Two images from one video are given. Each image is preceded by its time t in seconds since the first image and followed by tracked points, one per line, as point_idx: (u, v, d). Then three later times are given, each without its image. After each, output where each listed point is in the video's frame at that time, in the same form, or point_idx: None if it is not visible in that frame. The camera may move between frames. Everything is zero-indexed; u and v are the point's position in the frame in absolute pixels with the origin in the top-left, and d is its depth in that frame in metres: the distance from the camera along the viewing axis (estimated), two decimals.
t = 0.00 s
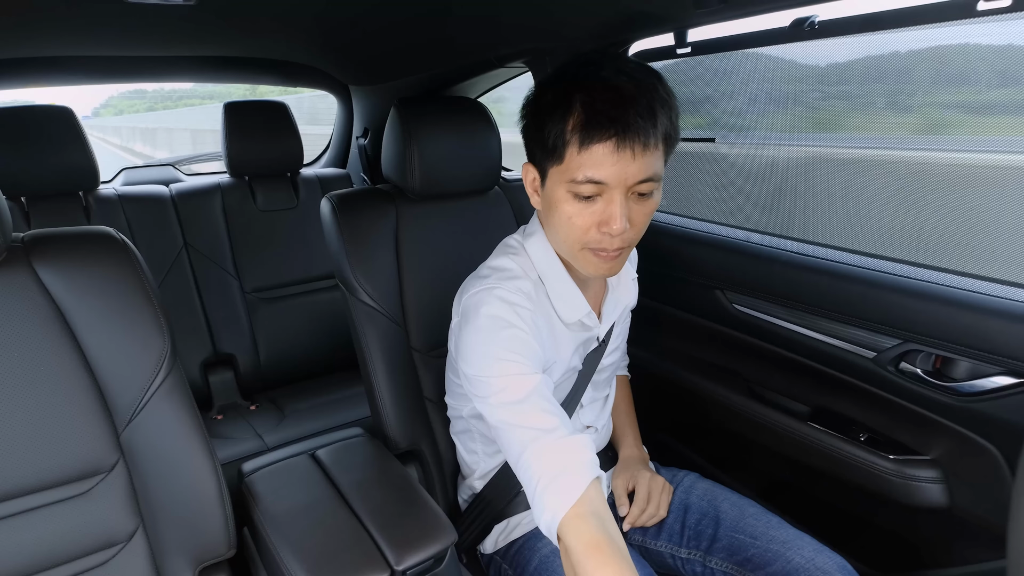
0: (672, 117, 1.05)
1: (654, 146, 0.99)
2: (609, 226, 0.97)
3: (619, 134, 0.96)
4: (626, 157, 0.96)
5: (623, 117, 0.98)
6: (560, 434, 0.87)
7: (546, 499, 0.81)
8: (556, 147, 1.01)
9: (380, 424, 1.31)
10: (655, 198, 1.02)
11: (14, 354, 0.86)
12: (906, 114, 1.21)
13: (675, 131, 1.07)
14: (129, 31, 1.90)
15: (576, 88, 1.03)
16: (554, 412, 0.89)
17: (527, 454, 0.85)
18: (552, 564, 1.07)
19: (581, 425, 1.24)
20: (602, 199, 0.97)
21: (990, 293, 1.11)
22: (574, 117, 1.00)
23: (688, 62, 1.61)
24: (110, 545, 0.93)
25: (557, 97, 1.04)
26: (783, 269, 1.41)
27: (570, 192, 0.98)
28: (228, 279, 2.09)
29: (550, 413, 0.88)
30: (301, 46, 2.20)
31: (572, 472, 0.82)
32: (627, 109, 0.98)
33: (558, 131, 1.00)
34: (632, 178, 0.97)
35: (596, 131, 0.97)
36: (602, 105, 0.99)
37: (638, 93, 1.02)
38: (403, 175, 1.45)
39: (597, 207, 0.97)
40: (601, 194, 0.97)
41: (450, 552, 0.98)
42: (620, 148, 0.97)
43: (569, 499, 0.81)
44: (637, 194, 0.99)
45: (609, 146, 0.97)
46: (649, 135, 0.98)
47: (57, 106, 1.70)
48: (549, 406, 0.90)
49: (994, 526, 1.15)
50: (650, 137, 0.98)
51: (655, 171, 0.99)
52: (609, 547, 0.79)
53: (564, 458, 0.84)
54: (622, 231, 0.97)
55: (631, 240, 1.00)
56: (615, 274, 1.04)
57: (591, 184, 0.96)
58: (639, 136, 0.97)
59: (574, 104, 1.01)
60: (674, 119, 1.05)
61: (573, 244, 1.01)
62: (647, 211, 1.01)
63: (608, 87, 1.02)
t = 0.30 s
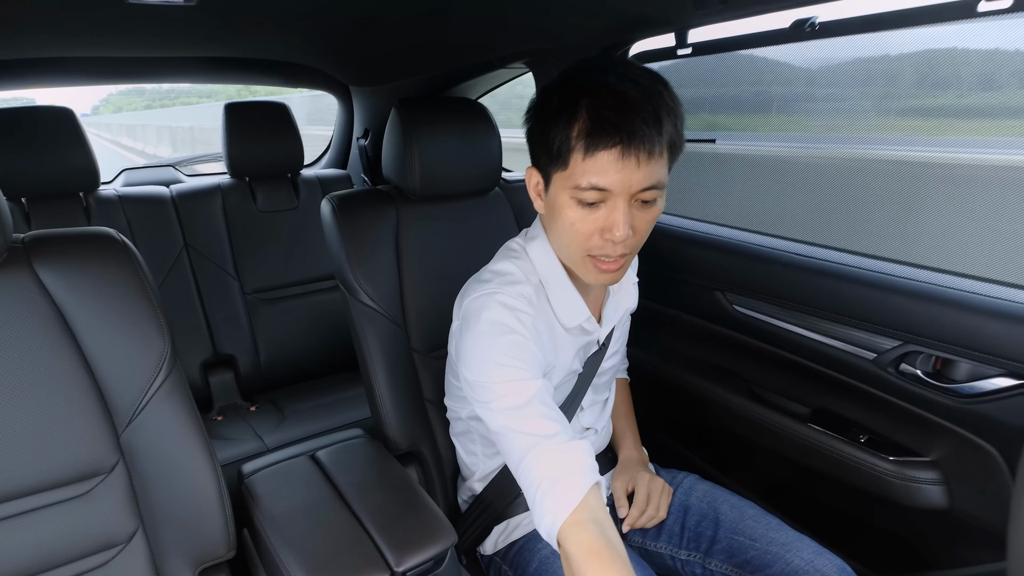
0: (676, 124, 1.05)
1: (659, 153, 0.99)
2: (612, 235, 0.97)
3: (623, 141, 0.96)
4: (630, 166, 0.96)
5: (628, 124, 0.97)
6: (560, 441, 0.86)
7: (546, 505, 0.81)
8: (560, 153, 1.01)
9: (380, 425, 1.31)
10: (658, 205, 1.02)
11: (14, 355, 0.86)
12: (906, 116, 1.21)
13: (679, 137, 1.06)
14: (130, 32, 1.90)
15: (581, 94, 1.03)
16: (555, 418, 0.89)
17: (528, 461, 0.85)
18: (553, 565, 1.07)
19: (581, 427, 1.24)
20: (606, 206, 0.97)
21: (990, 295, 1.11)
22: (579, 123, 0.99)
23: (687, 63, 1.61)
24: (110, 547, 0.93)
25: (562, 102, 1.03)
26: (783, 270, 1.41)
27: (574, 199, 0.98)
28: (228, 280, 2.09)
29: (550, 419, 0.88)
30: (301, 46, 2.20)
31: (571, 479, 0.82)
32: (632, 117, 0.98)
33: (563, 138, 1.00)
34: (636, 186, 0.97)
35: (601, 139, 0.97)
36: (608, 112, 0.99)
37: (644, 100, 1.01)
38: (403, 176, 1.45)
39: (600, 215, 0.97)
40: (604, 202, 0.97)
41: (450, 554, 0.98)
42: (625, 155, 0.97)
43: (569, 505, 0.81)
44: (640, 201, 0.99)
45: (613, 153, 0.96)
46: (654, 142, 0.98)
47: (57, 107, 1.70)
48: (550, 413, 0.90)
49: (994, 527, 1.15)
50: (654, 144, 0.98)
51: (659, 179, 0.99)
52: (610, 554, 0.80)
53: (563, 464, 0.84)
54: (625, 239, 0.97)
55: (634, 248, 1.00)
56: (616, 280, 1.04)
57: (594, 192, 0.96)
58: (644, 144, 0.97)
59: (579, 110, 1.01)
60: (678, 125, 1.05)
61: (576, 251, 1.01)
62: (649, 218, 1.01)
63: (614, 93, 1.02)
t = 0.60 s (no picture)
0: (668, 107, 1.05)
1: (651, 135, 0.99)
2: (607, 218, 0.97)
3: (614, 124, 0.96)
4: (622, 148, 0.96)
5: (618, 108, 0.97)
6: (558, 427, 0.87)
7: (545, 490, 0.81)
8: (552, 140, 1.01)
9: (381, 422, 1.31)
10: (653, 187, 1.02)
11: (14, 352, 0.86)
12: (904, 111, 1.21)
13: (671, 120, 1.06)
14: (129, 28, 1.90)
15: (571, 80, 1.03)
16: (552, 405, 0.89)
17: (527, 446, 0.85)
18: (555, 560, 1.07)
19: (581, 421, 1.24)
20: (600, 190, 0.97)
21: (991, 291, 1.10)
22: (569, 109, 1.00)
23: (687, 60, 1.61)
24: (111, 543, 0.93)
25: (553, 90, 1.03)
26: (784, 266, 1.41)
27: (567, 185, 0.98)
28: (228, 277, 2.09)
29: (548, 406, 0.88)
30: (301, 43, 2.20)
31: (570, 465, 0.82)
32: (622, 99, 0.98)
33: (554, 124, 1.00)
34: (629, 168, 0.96)
35: (591, 122, 0.96)
36: (597, 96, 0.99)
37: (633, 83, 1.02)
38: (403, 172, 1.45)
39: (595, 199, 0.97)
40: (598, 186, 0.97)
41: (450, 550, 0.98)
42: (616, 138, 0.97)
43: (569, 490, 0.81)
44: (635, 184, 0.98)
45: (604, 137, 0.96)
46: (645, 124, 0.98)
47: (57, 103, 1.70)
48: (548, 400, 0.90)
49: (995, 522, 1.15)
50: (645, 126, 0.98)
51: (652, 161, 0.99)
52: (609, 541, 0.79)
53: (561, 451, 0.84)
54: (621, 222, 0.97)
55: (631, 231, 1.00)
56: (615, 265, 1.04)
57: (587, 176, 0.96)
58: (635, 126, 0.97)
59: (569, 96, 1.01)
60: (669, 108, 1.05)
61: (573, 237, 1.00)
62: (645, 201, 1.01)
63: (603, 78, 1.02)
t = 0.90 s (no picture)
0: (662, 119, 1.06)
1: (646, 148, 0.99)
2: (604, 231, 0.97)
3: (609, 137, 0.96)
4: (617, 161, 0.97)
5: (613, 121, 0.98)
6: (556, 439, 0.87)
7: (542, 504, 0.81)
8: (548, 154, 1.01)
9: (381, 428, 1.31)
10: (650, 201, 1.02)
11: (15, 357, 0.86)
12: (906, 117, 1.21)
13: (666, 133, 1.07)
14: (131, 35, 1.90)
15: (566, 94, 1.03)
16: (550, 418, 0.89)
17: (524, 460, 0.85)
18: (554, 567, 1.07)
19: (580, 429, 1.24)
20: (596, 203, 0.97)
21: (991, 296, 1.11)
22: (565, 122, 1.00)
23: (688, 65, 1.60)
24: (111, 549, 0.93)
25: (548, 103, 1.04)
26: (785, 272, 1.41)
27: (563, 198, 0.98)
28: (229, 282, 2.09)
29: (545, 419, 0.88)
30: (302, 49, 2.20)
31: (568, 476, 0.82)
32: (617, 113, 0.98)
33: (549, 137, 1.00)
34: (624, 181, 0.97)
35: (586, 136, 0.97)
36: (592, 110, 0.99)
37: (628, 97, 1.02)
38: (404, 178, 1.45)
39: (591, 212, 0.97)
40: (594, 199, 0.97)
41: (451, 555, 0.97)
42: (611, 151, 0.97)
43: (566, 504, 0.81)
44: (631, 197, 0.98)
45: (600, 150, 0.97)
46: (640, 137, 0.98)
47: (59, 110, 1.71)
48: (545, 412, 0.90)
49: (996, 529, 1.15)
50: (641, 139, 0.98)
51: (647, 174, 0.99)
52: (605, 554, 0.79)
53: (558, 463, 0.84)
54: (618, 235, 0.97)
55: (627, 243, 1.00)
56: (612, 278, 1.04)
57: (583, 189, 0.96)
58: (629, 139, 0.97)
59: (564, 110, 1.01)
60: (665, 121, 1.05)
61: (570, 250, 1.01)
62: (641, 214, 1.01)
63: (597, 92, 1.03)
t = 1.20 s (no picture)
0: (657, 110, 1.05)
1: (640, 137, 0.99)
2: (600, 221, 0.96)
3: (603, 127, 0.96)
4: (613, 152, 0.97)
5: (608, 111, 0.98)
6: (550, 432, 0.87)
7: (536, 495, 0.81)
8: (543, 145, 1.01)
9: (381, 425, 1.31)
10: (645, 191, 1.02)
11: (15, 355, 0.86)
12: (905, 113, 1.20)
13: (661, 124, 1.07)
14: (130, 31, 1.90)
15: (561, 85, 1.03)
16: (545, 410, 0.90)
17: (519, 452, 0.85)
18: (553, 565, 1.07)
19: (579, 425, 1.24)
20: (591, 194, 0.97)
21: (990, 293, 1.11)
22: (560, 113, 1.00)
23: (687, 63, 1.60)
24: (112, 545, 0.93)
25: (543, 95, 1.04)
26: (784, 269, 1.41)
27: (559, 189, 0.98)
28: (228, 279, 2.09)
29: (540, 412, 0.89)
30: (301, 46, 2.20)
31: (563, 468, 0.83)
32: (612, 103, 0.99)
33: (544, 129, 1.00)
34: (619, 171, 0.97)
35: (580, 126, 0.97)
36: (586, 100, 0.99)
37: (623, 87, 1.02)
38: (404, 176, 1.45)
39: (587, 202, 0.97)
40: (590, 189, 0.97)
41: (451, 552, 0.98)
42: (606, 141, 0.97)
43: (560, 495, 0.81)
44: (626, 187, 0.98)
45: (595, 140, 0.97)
46: (635, 127, 0.98)
47: (57, 107, 1.70)
48: (541, 405, 0.90)
49: (995, 526, 1.15)
50: (635, 129, 0.98)
51: (642, 163, 0.99)
52: (598, 555, 0.78)
53: (553, 456, 0.84)
54: (614, 225, 0.97)
55: (624, 234, 1.00)
56: (609, 270, 1.03)
57: (579, 180, 0.96)
58: (624, 129, 0.97)
59: (558, 101, 1.01)
60: (658, 110, 1.05)
61: (566, 242, 1.00)
62: (637, 204, 1.01)
63: (591, 83, 1.03)
